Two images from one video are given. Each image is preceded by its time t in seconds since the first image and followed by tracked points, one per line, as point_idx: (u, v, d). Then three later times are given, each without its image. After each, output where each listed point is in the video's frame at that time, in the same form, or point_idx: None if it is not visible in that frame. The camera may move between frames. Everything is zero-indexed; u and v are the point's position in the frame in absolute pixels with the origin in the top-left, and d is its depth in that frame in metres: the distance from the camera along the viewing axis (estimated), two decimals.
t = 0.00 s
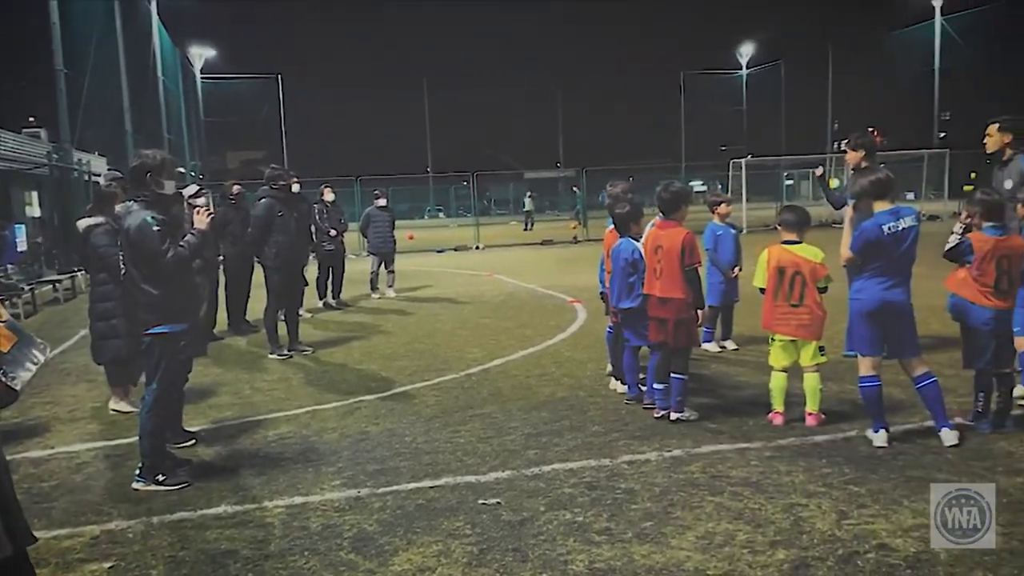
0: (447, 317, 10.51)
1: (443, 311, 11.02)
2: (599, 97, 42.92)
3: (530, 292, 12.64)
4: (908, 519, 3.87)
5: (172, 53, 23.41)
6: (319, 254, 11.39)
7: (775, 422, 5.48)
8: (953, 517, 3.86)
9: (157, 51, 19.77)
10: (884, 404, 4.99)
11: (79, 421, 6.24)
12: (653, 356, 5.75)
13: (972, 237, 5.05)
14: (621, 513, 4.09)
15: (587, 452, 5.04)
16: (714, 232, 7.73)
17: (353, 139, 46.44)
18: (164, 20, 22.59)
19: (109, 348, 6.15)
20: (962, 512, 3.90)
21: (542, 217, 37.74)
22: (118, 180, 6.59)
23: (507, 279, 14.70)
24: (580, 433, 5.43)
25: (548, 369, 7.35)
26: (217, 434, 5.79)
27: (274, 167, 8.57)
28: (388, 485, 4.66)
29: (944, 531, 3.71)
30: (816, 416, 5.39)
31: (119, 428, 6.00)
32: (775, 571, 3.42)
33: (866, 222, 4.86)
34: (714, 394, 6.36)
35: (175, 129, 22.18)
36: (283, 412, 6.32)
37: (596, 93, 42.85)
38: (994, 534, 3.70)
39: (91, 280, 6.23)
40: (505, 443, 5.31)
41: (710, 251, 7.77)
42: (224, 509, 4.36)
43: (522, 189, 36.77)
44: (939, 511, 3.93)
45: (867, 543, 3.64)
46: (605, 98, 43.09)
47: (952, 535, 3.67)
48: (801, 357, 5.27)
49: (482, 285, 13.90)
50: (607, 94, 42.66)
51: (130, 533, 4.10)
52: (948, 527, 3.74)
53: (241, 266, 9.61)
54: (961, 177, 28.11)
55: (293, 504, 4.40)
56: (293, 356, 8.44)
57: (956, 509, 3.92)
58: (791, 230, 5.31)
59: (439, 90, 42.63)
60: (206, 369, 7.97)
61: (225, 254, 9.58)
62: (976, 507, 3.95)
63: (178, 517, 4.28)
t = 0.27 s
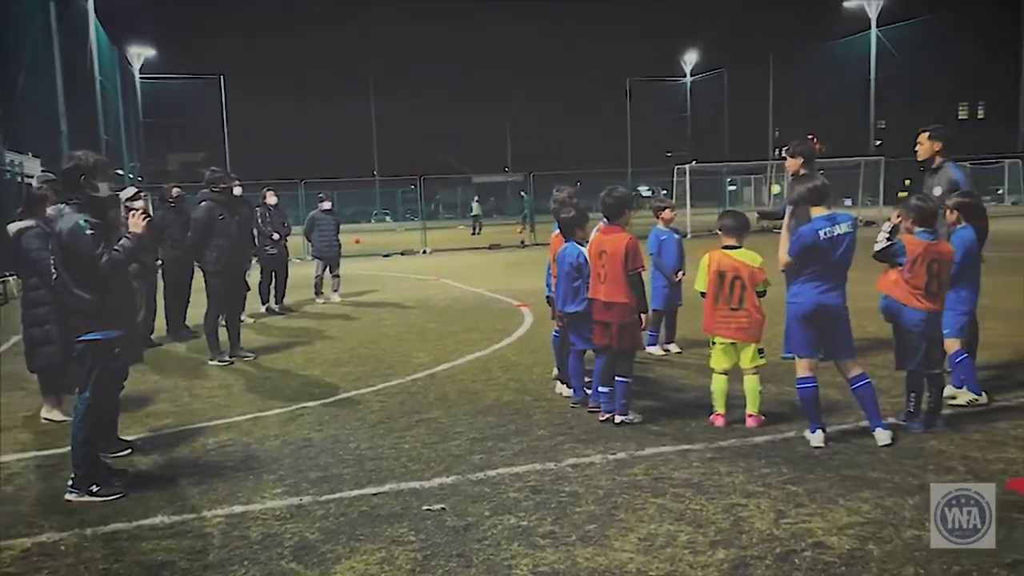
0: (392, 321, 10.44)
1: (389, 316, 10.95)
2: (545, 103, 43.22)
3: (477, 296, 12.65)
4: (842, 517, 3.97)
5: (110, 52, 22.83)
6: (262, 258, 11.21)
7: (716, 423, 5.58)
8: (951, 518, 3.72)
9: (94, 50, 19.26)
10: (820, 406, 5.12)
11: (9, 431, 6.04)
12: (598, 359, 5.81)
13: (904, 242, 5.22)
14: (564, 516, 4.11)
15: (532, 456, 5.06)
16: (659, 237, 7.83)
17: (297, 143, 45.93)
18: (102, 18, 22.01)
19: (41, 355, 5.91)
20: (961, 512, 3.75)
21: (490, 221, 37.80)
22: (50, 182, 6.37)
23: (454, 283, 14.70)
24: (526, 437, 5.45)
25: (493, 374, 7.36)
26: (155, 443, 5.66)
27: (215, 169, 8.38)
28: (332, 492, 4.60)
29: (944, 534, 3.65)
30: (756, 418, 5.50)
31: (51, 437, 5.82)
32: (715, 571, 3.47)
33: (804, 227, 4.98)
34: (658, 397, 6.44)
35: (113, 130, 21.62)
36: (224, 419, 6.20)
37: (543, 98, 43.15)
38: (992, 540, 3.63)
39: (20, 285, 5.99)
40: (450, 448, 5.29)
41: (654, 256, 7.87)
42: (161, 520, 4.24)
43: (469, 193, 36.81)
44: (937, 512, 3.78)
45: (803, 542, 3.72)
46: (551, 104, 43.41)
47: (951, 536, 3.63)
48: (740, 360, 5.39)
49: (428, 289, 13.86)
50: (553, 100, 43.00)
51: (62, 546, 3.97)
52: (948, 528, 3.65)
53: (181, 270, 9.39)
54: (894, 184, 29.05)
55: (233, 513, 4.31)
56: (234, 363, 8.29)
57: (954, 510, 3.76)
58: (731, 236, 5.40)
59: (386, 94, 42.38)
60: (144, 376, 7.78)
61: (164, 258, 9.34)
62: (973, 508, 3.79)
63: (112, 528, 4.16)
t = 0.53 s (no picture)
0: (338, 326, 10.33)
1: (335, 320, 10.83)
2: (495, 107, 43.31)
3: (425, 299, 12.59)
4: (780, 515, 4.06)
5: (47, 50, 22.15)
6: (204, 261, 10.99)
7: (660, 425, 5.65)
8: (950, 516, 3.89)
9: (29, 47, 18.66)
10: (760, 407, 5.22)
11: None
12: (544, 362, 5.83)
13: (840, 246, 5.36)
14: (509, 520, 4.11)
15: (478, 460, 5.05)
16: (605, 240, 7.89)
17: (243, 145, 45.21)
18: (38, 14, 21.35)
19: None
20: (961, 511, 3.92)
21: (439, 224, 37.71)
22: None
23: (402, 286, 14.61)
24: (472, 441, 5.44)
25: (440, 378, 7.33)
26: (91, 451, 5.50)
27: (154, 171, 8.19)
28: (273, 499, 4.53)
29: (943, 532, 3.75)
30: (699, 419, 5.59)
31: None
32: (657, 570, 3.51)
33: (745, 231, 5.07)
34: (604, 399, 6.49)
35: (49, 129, 20.97)
36: (164, 426, 6.06)
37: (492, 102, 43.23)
38: (991, 536, 3.74)
39: None
40: (395, 453, 5.25)
41: (600, 259, 7.93)
42: (96, 530, 4.13)
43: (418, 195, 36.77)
44: (938, 512, 3.95)
45: (743, 540, 3.79)
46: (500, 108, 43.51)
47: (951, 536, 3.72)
48: (683, 362, 5.47)
49: (375, 293, 13.74)
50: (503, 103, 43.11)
51: None
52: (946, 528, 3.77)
53: (119, 274, 9.15)
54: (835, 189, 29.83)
55: (171, 523, 4.22)
56: (175, 368, 8.11)
57: (955, 509, 3.94)
58: (675, 239, 5.48)
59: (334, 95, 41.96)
60: (79, 382, 7.55)
61: (102, 261, 9.10)
62: (975, 507, 3.97)
63: (45, 539, 4.03)
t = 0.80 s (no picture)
0: (284, 330, 10.19)
1: (282, 324, 10.68)
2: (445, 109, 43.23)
3: (374, 302, 12.50)
4: (723, 515, 4.12)
5: None
6: (144, 264, 10.74)
7: (607, 427, 5.69)
8: (952, 517, 3.96)
9: None
10: (704, 408, 5.30)
11: None
12: (492, 365, 5.83)
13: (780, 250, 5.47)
14: (457, 524, 4.10)
15: (425, 464, 5.03)
16: (554, 243, 7.92)
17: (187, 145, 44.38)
18: None
19: None
20: (963, 511, 4.00)
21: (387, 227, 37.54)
22: None
23: (350, 289, 14.48)
24: (419, 445, 5.41)
25: (388, 381, 7.27)
26: (24, 460, 5.32)
27: (91, 172, 7.99)
28: (215, 507, 4.44)
29: (943, 533, 3.80)
30: (645, 420, 5.65)
31: None
32: (601, 572, 3.54)
33: (689, 235, 5.14)
34: (552, 401, 6.52)
35: None
36: (102, 433, 5.89)
37: (442, 104, 43.15)
38: (993, 535, 3.79)
39: None
40: (341, 459, 5.20)
41: (549, 262, 7.95)
42: (29, 542, 4.00)
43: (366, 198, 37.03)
44: (939, 512, 4.02)
45: (686, 540, 3.84)
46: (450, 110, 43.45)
47: (951, 537, 3.78)
48: (629, 364, 5.52)
49: (321, 296, 13.58)
50: (453, 106, 43.07)
51: None
52: (946, 529, 3.84)
53: (56, 277, 8.88)
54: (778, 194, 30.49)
55: (107, 533, 4.11)
56: (113, 374, 7.89)
57: (956, 509, 4.01)
58: (621, 243, 5.52)
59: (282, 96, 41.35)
60: (13, 389, 7.29)
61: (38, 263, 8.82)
62: (976, 507, 4.05)
63: None
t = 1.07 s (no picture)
0: (231, 332, 10.01)
1: (228, 327, 10.48)
2: (395, 110, 43.01)
3: (322, 305, 12.37)
4: (671, 514, 4.17)
5: None
6: (84, 266, 10.47)
7: (556, 428, 5.72)
8: (953, 517, 4.05)
9: None
10: (652, 409, 5.35)
11: None
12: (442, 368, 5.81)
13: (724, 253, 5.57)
14: (405, 528, 4.07)
15: (373, 468, 4.99)
16: (504, 245, 7.93)
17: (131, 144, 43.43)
18: None
19: None
20: (963, 511, 4.09)
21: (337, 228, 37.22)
22: None
23: (298, 291, 14.30)
24: (367, 449, 5.36)
25: (336, 385, 7.19)
26: None
27: (28, 171, 7.74)
28: (156, 515, 4.34)
29: (943, 531, 3.89)
30: (594, 421, 5.69)
31: None
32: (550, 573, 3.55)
33: (637, 237, 5.19)
34: (502, 403, 6.53)
35: None
36: (38, 440, 5.71)
37: (393, 105, 42.92)
38: (993, 533, 3.87)
39: None
40: (287, 463, 5.12)
41: (499, 264, 7.96)
42: None
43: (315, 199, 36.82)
44: (941, 511, 4.13)
45: (634, 540, 3.88)
46: (401, 111, 43.24)
47: (954, 535, 3.85)
48: (579, 365, 5.55)
49: (269, 298, 13.39)
50: (404, 107, 42.88)
51: None
52: (946, 527, 3.92)
53: None
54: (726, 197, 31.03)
55: (43, 542, 3.99)
56: (51, 379, 7.66)
57: (956, 510, 4.11)
58: (570, 244, 5.55)
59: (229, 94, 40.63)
60: None
61: None
62: (976, 507, 4.15)
63: None
